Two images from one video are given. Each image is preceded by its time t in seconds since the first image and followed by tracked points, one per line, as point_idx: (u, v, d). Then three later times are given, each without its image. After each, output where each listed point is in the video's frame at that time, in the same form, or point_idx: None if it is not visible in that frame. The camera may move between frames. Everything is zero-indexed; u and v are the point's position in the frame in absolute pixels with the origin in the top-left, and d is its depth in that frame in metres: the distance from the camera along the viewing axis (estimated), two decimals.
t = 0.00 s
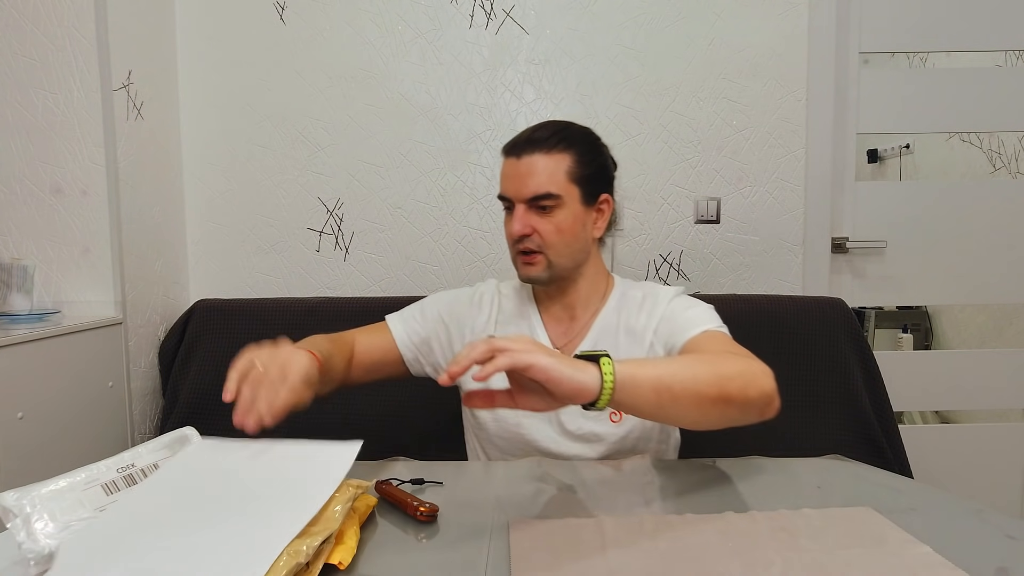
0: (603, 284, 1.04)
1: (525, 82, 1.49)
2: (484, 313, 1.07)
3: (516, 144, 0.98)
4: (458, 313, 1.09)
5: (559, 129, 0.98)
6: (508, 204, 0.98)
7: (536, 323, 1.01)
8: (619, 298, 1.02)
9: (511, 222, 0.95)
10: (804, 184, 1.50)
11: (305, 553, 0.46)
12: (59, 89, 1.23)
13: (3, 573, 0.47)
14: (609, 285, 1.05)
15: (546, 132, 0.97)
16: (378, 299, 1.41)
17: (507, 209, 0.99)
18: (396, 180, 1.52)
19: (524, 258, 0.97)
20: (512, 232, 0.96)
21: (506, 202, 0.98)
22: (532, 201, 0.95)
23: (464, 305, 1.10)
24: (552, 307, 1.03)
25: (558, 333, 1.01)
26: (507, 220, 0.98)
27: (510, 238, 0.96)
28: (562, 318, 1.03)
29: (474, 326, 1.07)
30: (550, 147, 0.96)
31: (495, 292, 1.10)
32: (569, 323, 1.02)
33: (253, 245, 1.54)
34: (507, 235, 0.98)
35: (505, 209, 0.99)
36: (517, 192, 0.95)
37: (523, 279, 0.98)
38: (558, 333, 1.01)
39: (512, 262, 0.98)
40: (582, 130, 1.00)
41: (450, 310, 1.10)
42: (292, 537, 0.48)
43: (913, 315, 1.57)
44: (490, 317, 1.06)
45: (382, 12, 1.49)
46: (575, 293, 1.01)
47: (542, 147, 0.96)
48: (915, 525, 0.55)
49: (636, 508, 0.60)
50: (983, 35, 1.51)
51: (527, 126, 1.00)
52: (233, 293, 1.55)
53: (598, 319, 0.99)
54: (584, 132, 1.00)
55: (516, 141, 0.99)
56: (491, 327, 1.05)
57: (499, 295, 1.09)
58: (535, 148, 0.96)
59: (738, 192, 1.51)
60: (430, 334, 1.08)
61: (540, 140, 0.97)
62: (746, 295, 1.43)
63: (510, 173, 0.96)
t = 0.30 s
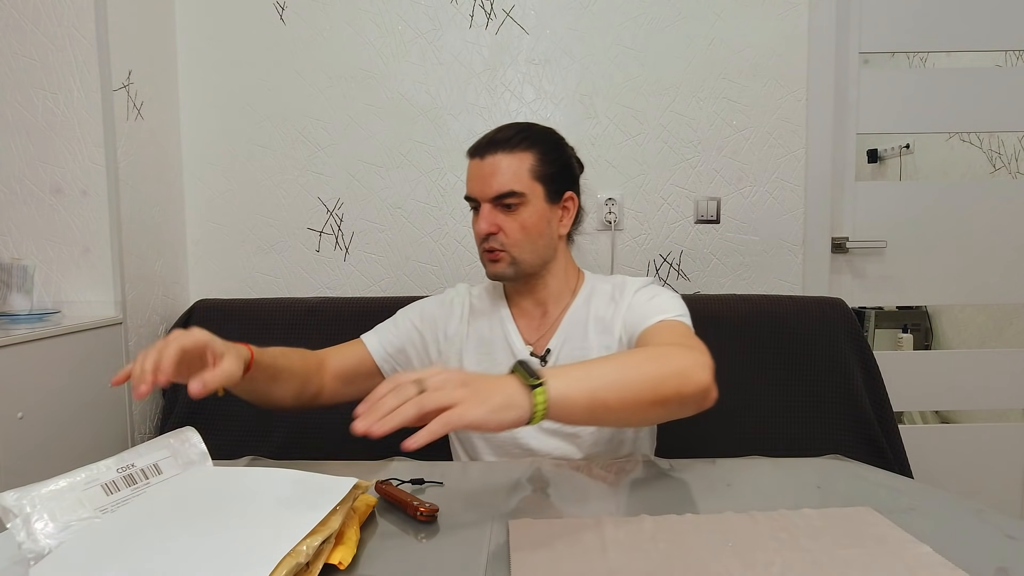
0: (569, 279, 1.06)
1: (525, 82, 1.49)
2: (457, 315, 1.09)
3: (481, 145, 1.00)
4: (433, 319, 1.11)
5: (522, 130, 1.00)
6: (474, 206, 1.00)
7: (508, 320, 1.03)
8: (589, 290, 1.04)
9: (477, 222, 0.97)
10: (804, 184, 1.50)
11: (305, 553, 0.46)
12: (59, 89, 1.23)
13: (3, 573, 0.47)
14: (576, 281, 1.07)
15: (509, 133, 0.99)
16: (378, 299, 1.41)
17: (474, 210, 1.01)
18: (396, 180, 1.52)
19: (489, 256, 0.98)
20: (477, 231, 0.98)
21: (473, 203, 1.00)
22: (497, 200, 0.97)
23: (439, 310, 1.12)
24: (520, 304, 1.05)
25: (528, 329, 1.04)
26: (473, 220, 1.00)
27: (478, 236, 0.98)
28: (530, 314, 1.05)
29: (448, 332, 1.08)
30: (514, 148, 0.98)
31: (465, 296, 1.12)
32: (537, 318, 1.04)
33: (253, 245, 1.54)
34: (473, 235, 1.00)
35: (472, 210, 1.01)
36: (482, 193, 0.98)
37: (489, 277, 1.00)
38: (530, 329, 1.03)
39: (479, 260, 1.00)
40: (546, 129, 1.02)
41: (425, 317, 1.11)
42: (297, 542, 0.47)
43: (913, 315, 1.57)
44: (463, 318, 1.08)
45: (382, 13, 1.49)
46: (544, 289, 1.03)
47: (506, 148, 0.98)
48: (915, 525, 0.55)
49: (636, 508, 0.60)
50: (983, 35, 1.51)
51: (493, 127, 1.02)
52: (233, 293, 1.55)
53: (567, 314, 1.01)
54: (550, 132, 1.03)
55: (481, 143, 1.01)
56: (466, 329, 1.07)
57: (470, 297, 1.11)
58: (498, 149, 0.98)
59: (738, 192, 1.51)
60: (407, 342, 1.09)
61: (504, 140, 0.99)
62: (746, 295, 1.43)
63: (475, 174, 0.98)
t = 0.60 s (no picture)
0: (553, 277, 1.05)
1: (525, 82, 1.49)
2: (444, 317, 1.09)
3: (463, 144, 0.99)
4: (422, 321, 1.11)
5: (504, 129, 0.99)
6: (457, 205, 1.00)
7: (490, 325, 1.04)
8: (572, 294, 1.03)
9: (460, 223, 0.97)
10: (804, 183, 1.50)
11: (305, 554, 0.47)
12: (59, 89, 1.23)
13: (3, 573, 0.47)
14: (560, 278, 1.07)
15: (491, 132, 0.99)
16: (378, 299, 1.41)
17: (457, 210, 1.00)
18: (396, 180, 1.52)
19: (472, 257, 0.98)
20: (460, 232, 0.98)
21: (455, 203, 1.00)
22: (479, 201, 0.96)
23: (428, 312, 1.12)
24: (504, 305, 1.05)
25: (510, 331, 1.04)
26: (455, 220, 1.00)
27: (460, 237, 0.98)
28: (514, 314, 1.05)
29: (437, 334, 1.08)
30: (496, 148, 0.97)
31: (453, 298, 1.12)
32: (520, 319, 1.04)
33: (253, 245, 1.54)
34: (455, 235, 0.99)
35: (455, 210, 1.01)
36: (464, 194, 0.97)
37: (472, 278, 1.00)
38: (512, 332, 1.04)
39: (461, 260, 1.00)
40: (528, 128, 1.02)
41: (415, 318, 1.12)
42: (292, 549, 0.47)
43: (913, 315, 1.57)
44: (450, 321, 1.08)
45: (382, 13, 1.49)
46: (527, 290, 1.03)
47: (488, 147, 0.97)
48: (914, 524, 0.55)
49: (635, 509, 0.60)
50: (983, 35, 1.51)
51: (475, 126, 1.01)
52: (233, 293, 1.55)
53: (549, 316, 1.01)
54: (532, 130, 1.02)
55: (463, 142, 1.00)
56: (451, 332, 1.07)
57: (457, 299, 1.11)
58: (480, 149, 0.97)
59: (738, 192, 1.51)
60: (396, 342, 1.10)
61: (486, 139, 0.98)
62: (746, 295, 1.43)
63: (458, 174, 0.98)
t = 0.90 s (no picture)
0: (560, 279, 1.06)
1: (525, 82, 1.49)
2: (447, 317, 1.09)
3: (478, 143, 0.98)
4: (425, 321, 1.11)
5: (518, 130, 0.99)
6: (471, 205, 0.99)
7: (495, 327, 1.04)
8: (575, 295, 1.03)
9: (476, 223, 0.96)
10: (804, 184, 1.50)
11: (304, 553, 0.46)
12: (59, 89, 1.23)
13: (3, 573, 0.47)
14: (565, 280, 1.07)
15: (506, 132, 0.98)
16: (378, 299, 1.41)
17: (470, 209, 0.99)
18: (396, 180, 1.52)
19: (486, 257, 0.97)
20: (476, 232, 0.96)
21: (469, 203, 0.99)
22: (496, 201, 0.96)
23: (430, 312, 1.12)
24: (511, 306, 1.04)
25: (514, 333, 1.04)
26: (469, 219, 0.99)
27: (475, 238, 0.97)
28: (518, 316, 1.04)
29: (438, 335, 1.08)
30: (512, 149, 0.97)
31: (456, 299, 1.12)
32: (525, 321, 1.04)
33: (253, 245, 1.54)
34: (469, 235, 0.98)
35: (467, 209, 1.00)
36: (480, 194, 0.96)
37: (484, 279, 0.99)
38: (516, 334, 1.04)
39: (474, 260, 0.98)
40: (540, 130, 1.02)
41: (418, 318, 1.12)
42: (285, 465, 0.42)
43: (913, 315, 1.57)
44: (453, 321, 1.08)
45: (382, 13, 1.49)
46: (535, 291, 1.03)
47: (505, 148, 0.97)
48: (914, 524, 0.55)
49: (635, 509, 0.60)
50: (983, 34, 1.51)
51: (489, 125, 1.01)
52: (233, 293, 1.55)
53: (555, 317, 1.01)
54: (544, 133, 1.02)
55: (478, 141, 0.99)
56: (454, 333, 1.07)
57: (461, 299, 1.11)
58: (496, 149, 0.97)
59: (738, 192, 1.51)
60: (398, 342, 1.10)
61: (502, 139, 0.98)
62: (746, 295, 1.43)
63: (474, 174, 0.97)
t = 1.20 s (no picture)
0: (568, 282, 1.06)
1: (525, 82, 1.49)
2: (450, 319, 1.09)
3: (493, 142, 0.98)
4: (429, 324, 1.11)
5: (533, 130, 1.00)
6: (483, 203, 0.98)
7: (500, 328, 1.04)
8: (582, 298, 1.04)
9: (488, 221, 0.96)
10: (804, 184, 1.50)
11: (303, 553, 0.46)
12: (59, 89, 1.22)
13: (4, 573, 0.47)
14: (573, 282, 1.07)
15: (522, 132, 0.99)
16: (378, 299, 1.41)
17: (482, 207, 0.99)
18: (396, 180, 1.52)
19: (496, 256, 0.97)
20: (487, 230, 0.96)
21: (481, 201, 0.98)
22: (510, 200, 0.96)
23: (433, 314, 1.12)
24: (518, 307, 1.04)
25: (519, 335, 1.04)
26: (481, 217, 0.99)
27: (486, 236, 0.97)
28: (524, 318, 1.04)
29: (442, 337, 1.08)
30: (528, 149, 0.98)
31: (459, 298, 1.12)
32: (531, 324, 1.04)
33: (253, 245, 1.54)
34: (481, 233, 0.98)
35: (479, 207, 0.99)
36: (494, 193, 0.96)
37: (493, 278, 0.98)
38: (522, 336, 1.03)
39: (483, 259, 0.98)
40: (555, 131, 1.02)
41: (422, 322, 1.12)
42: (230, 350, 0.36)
43: (913, 315, 1.57)
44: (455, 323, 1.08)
45: (382, 13, 1.49)
46: (542, 293, 1.03)
47: (521, 147, 0.97)
48: (913, 524, 0.55)
49: (635, 509, 0.60)
50: (983, 35, 1.51)
51: (505, 124, 1.01)
52: (233, 293, 1.55)
53: (561, 320, 1.01)
54: (559, 134, 1.02)
55: (493, 140, 0.99)
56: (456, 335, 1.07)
57: (465, 300, 1.11)
58: (512, 148, 0.97)
59: (738, 192, 1.51)
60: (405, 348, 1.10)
61: (518, 139, 0.98)
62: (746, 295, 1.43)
63: (489, 172, 0.97)
